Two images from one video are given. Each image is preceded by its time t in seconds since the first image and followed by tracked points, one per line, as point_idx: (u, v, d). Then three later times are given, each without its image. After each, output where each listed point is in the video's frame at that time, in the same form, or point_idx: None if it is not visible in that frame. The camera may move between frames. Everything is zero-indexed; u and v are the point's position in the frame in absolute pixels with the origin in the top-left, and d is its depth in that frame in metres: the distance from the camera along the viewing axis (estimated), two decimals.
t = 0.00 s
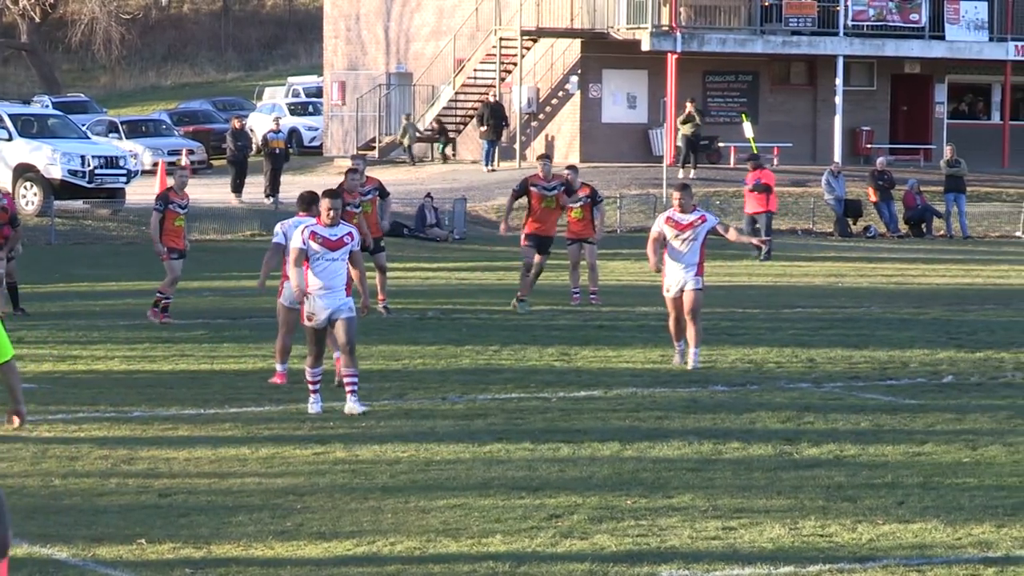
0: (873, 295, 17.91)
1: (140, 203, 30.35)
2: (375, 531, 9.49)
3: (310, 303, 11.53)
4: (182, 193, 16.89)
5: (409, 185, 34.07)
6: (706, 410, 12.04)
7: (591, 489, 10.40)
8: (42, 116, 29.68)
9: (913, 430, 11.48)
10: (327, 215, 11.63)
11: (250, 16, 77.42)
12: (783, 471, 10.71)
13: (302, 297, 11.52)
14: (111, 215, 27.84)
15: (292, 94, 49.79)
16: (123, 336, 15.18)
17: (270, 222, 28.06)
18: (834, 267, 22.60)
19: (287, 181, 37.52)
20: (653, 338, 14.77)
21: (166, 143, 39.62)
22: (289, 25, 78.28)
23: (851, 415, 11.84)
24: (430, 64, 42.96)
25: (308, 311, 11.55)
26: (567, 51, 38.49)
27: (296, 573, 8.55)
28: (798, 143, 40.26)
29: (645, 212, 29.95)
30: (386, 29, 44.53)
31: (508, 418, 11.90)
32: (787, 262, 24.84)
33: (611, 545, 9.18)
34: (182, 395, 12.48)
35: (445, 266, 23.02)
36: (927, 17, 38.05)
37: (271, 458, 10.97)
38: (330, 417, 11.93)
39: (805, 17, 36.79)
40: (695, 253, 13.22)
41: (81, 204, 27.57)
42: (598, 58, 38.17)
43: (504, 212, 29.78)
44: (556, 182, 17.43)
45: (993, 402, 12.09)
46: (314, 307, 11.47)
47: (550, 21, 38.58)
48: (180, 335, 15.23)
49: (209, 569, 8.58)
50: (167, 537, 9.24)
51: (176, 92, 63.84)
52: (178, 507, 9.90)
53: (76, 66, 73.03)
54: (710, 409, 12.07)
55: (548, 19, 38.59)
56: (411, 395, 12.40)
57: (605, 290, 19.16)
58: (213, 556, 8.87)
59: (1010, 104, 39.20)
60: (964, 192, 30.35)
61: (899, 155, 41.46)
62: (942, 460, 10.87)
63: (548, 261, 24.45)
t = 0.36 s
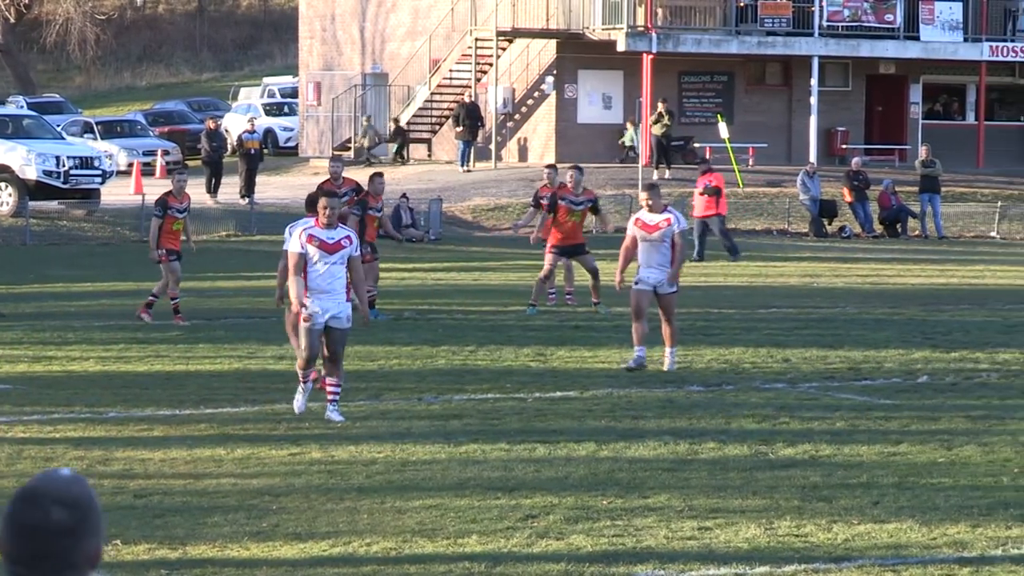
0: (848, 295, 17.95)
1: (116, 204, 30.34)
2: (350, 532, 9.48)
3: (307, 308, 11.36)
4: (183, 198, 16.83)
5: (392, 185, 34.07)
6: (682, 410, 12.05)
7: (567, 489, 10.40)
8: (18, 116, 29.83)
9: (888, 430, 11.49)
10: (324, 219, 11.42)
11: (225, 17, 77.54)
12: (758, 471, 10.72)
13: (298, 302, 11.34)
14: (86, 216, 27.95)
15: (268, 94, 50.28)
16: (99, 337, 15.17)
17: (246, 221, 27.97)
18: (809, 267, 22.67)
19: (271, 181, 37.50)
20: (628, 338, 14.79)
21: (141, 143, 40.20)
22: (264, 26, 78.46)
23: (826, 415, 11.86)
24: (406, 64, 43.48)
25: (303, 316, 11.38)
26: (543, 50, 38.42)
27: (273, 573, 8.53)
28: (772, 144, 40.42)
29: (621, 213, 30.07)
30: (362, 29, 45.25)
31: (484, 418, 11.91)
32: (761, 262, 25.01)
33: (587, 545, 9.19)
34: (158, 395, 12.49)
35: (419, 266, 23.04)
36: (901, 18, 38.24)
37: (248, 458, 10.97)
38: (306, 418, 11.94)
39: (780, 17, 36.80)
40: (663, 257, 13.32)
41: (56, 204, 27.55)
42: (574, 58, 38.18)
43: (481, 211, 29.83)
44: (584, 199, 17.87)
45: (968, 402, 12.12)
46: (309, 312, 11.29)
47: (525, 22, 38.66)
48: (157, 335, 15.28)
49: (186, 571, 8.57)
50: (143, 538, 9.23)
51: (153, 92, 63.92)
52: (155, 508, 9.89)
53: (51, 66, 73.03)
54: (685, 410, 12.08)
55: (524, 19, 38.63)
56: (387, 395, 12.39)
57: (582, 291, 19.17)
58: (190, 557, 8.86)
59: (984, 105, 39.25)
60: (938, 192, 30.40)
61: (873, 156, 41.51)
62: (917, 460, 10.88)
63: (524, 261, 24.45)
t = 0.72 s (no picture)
0: (825, 295, 17.98)
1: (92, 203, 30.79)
2: (327, 532, 9.46)
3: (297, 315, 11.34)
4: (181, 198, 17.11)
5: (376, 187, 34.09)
6: (659, 410, 12.05)
7: (544, 490, 10.39)
8: None
9: (865, 430, 11.51)
10: (311, 226, 11.44)
11: (202, 17, 77.71)
12: (736, 471, 10.72)
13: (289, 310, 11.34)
14: (63, 216, 27.94)
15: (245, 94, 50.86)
16: (75, 338, 15.12)
17: (222, 222, 27.93)
18: (786, 267, 22.71)
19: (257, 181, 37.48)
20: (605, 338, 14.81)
21: (118, 144, 40.41)
22: (241, 27, 78.72)
23: (803, 415, 11.87)
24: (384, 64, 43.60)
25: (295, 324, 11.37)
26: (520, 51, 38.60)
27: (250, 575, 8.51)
28: (749, 144, 40.45)
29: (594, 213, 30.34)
30: (339, 30, 45.29)
31: (461, 418, 11.91)
32: (737, 262, 25.07)
33: (564, 545, 9.18)
34: (135, 396, 12.47)
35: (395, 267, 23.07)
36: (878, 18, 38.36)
37: (224, 458, 10.96)
38: (284, 419, 11.94)
39: (757, 18, 37.02)
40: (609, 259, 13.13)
41: (32, 205, 27.68)
42: (550, 59, 38.38)
43: (458, 212, 29.89)
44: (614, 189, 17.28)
45: (945, 401, 12.13)
46: (300, 318, 11.27)
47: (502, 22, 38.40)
48: (135, 335, 15.27)
49: (162, 572, 8.55)
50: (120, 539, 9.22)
51: (133, 93, 64.12)
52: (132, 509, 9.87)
53: (29, 66, 73.07)
54: (663, 409, 12.08)
55: (501, 19, 38.33)
56: (364, 395, 12.40)
57: (559, 291, 19.17)
58: (167, 558, 8.85)
59: (960, 106, 39.41)
60: (914, 192, 30.54)
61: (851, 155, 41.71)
62: (893, 460, 10.88)
63: (500, 261, 24.51)
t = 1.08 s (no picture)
0: (803, 295, 17.99)
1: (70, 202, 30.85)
2: (306, 532, 9.45)
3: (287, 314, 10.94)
4: (179, 196, 17.01)
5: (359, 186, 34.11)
6: (638, 410, 12.06)
7: (522, 489, 10.39)
8: None
9: (843, 429, 11.53)
10: (305, 221, 11.04)
11: (180, 16, 77.71)
12: (714, 471, 10.72)
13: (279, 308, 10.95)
14: (41, 216, 27.89)
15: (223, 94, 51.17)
16: (52, 338, 15.09)
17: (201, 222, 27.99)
18: (764, 266, 22.71)
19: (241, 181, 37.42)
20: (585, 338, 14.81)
21: (97, 144, 40.36)
22: (219, 26, 78.76)
23: (782, 415, 11.87)
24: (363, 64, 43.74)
25: (286, 323, 10.98)
26: (499, 51, 38.83)
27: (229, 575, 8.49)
28: (728, 144, 40.64)
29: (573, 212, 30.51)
30: (318, 30, 45.37)
31: (440, 419, 11.90)
32: (717, 261, 25.06)
33: (543, 545, 9.16)
34: (114, 396, 12.46)
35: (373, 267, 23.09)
36: (856, 17, 38.45)
37: (203, 458, 10.95)
38: (263, 419, 11.94)
39: (736, 17, 37.11)
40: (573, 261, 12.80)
41: (11, 205, 27.75)
42: (530, 58, 38.51)
43: (438, 211, 29.90)
44: (654, 192, 17.74)
45: (923, 401, 12.15)
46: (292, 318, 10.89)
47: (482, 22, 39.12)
48: (113, 335, 15.24)
49: (141, 572, 8.54)
50: (99, 539, 9.20)
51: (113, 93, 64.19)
52: (110, 509, 9.85)
53: (7, 66, 72.95)
54: (642, 409, 12.09)
55: (480, 19, 39.13)
56: (344, 395, 12.42)
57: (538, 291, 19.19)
58: (146, 558, 8.83)
59: (937, 107, 39.45)
60: (893, 192, 30.60)
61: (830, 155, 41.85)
62: (872, 459, 10.89)
63: (479, 261, 24.52)
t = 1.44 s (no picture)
0: (783, 295, 18.11)
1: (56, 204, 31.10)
2: (289, 530, 9.53)
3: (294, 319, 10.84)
4: (171, 195, 16.96)
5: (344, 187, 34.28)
6: (619, 409, 12.16)
7: (503, 488, 10.47)
8: None
9: (822, 428, 11.63)
10: (319, 225, 10.93)
11: (165, 19, 78.04)
12: (695, 469, 10.82)
13: (287, 311, 10.87)
14: (27, 216, 28.03)
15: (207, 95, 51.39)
16: (35, 337, 15.19)
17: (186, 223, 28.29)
18: (744, 266, 22.85)
19: (228, 183, 37.50)
20: (566, 337, 14.92)
21: (82, 145, 40.50)
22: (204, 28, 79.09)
23: (761, 414, 11.98)
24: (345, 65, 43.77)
25: (291, 327, 10.88)
26: (480, 53, 38.95)
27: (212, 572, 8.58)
28: (708, 145, 40.73)
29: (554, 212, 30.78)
30: (302, 31, 45.58)
31: (422, 418, 12.00)
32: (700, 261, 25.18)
33: (524, 543, 9.24)
34: (99, 395, 12.55)
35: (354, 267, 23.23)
36: (835, 20, 38.51)
37: (187, 457, 11.04)
38: (247, 418, 12.03)
39: (715, 20, 37.40)
40: (536, 261, 13.07)
41: None
42: (512, 61, 38.66)
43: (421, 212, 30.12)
44: (685, 183, 17.74)
45: (900, 400, 12.27)
46: (298, 322, 10.80)
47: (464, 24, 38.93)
48: (98, 334, 15.33)
49: (124, 570, 8.63)
50: (83, 536, 9.29)
51: (98, 95, 64.45)
52: (94, 508, 9.93)
53: None
54: (623, 408, 12.20)
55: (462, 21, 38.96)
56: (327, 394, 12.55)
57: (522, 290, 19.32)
58: (130, 556, 8.91)
59: (915, 111, 39.66)
60: (871, 193, 30.78)
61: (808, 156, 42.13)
62: (851, 457, 11.00)
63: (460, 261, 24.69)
